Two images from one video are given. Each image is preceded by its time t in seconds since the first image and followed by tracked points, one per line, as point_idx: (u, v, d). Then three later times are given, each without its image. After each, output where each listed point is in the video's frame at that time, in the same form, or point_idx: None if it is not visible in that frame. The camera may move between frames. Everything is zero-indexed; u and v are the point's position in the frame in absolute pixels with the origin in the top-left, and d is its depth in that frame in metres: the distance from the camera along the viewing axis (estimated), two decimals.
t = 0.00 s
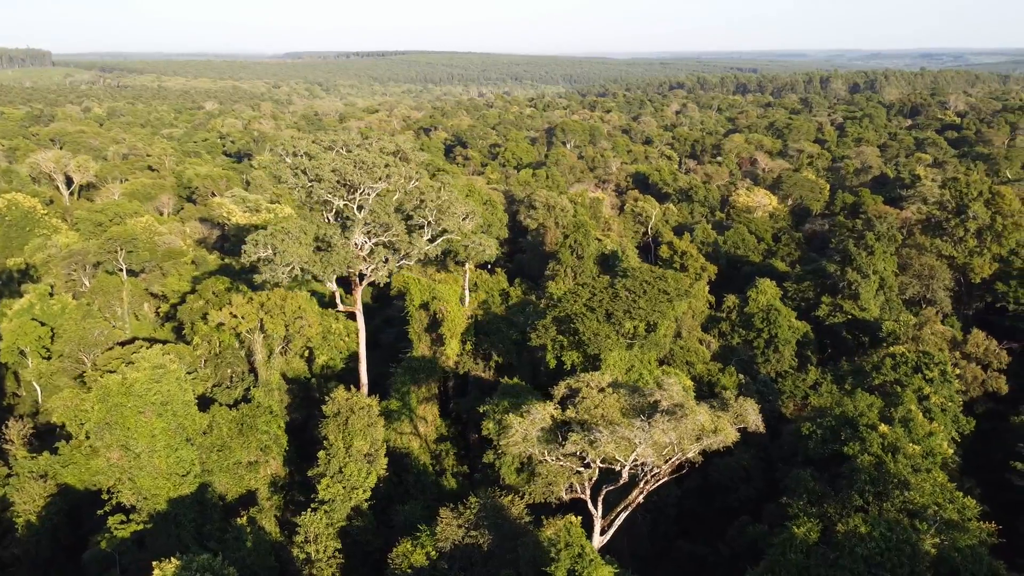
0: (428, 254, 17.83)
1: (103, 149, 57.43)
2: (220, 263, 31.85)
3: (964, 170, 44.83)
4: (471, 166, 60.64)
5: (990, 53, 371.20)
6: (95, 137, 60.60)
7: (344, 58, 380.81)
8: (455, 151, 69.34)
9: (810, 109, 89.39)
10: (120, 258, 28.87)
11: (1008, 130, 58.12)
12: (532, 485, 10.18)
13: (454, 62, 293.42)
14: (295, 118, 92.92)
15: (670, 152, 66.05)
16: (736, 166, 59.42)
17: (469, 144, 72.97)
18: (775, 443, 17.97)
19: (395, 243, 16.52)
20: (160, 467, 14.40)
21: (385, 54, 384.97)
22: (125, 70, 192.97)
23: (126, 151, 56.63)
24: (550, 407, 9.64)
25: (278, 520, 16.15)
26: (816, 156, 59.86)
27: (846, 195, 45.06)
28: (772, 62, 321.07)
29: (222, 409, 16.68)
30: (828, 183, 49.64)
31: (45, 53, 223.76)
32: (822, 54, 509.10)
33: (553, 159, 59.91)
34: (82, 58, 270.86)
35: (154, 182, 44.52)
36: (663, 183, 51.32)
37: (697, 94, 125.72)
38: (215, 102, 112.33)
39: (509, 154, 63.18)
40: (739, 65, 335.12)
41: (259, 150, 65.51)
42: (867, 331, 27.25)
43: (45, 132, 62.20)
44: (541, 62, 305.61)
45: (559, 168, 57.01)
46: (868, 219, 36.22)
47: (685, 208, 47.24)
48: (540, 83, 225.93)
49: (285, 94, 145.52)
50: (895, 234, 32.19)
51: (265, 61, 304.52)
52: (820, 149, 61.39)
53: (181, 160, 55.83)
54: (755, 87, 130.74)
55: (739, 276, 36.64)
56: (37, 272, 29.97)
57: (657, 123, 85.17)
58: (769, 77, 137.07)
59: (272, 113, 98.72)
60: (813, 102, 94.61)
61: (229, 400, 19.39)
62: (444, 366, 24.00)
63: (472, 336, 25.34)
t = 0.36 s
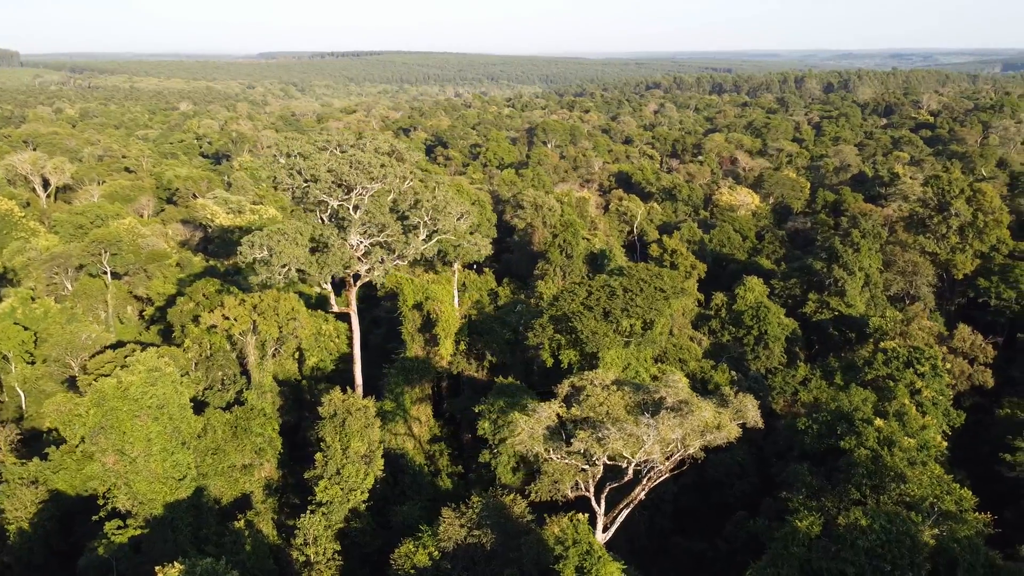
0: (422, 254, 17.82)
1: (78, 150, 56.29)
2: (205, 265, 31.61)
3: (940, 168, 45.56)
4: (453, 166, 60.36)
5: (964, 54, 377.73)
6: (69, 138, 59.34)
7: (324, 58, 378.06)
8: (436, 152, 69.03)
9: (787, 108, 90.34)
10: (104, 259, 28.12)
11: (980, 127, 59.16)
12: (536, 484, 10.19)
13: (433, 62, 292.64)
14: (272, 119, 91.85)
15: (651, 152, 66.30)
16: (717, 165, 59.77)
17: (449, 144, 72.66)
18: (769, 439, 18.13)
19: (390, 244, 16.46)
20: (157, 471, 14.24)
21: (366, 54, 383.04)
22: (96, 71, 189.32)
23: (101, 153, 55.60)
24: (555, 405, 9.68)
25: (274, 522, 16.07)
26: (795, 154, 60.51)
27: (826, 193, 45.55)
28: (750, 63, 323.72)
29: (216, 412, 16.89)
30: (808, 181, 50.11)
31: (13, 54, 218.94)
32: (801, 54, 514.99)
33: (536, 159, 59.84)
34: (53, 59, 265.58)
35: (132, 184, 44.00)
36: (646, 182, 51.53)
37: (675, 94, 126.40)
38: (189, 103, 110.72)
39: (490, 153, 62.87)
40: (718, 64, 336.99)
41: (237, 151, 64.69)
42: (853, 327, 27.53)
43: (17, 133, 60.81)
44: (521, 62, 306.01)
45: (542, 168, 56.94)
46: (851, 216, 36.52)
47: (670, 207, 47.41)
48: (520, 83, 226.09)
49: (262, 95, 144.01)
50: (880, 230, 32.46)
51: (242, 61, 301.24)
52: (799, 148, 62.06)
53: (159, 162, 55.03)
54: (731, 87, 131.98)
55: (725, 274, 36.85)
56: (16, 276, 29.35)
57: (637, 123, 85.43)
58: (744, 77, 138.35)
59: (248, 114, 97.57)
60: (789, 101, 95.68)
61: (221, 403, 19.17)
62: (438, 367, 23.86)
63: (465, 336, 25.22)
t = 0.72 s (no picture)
0: (416, 254, 17.75)
1: (51, 152, 55.11)
2: (190, 267, 31.22)
3: (915, 166, 46.33)
4: (434, 166, 60.03)
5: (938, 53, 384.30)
6: (42, 140, 58.07)
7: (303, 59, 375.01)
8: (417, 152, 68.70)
9: (763, 108, 91.29)
10: (87, 261, 28.13)
11: (953, 126, 60.32)
12: (540, 481, 10.23)
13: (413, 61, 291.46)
14: (249, 119, 90.58)
15: (633, 151, 66.53)
16: (698, 163, 60.07)
17: (430, 144, 72.32)
18: (762, 434, 18.32)
19: (385, 244, 16.40)
20: (153, 474, 14.09)
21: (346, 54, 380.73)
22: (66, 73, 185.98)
23: (76, 155, 54.52)
24: (559, 402, 9.72)
25: (269, 525, 16.02)
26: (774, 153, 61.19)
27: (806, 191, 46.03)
28: (727, 62, 326.23)
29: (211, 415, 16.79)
30: (789, 179, 50.64)
31: None
32: (780, 53, 520.80)
33: (518, 158, 59.77)
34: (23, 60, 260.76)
35: (110, 186, 43.27)
36: (629, 181, 51.77)
37: (652, 94, 127.12)
38: (162, 104, 108.97)
39: (472, 153, 61.80)
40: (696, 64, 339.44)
41: (215, 151, 63.73)
42: (840, 323, 27.83)
43: None
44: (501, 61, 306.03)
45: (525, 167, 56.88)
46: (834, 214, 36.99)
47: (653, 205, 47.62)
48: (500, 83, 226.13)
49: (238, 95, 142.08)
50: (863, 226, 32.80)
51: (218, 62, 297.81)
52: (778, 147, 62.75)
53: (135, 163, 54.05)
54: (706, 86, 133.18)
55: (711, 271, 37.06)
56: None
57: (616, 123, 85.65)
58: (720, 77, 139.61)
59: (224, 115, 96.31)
60: (766, 100, 96.70)
61: (212, 406, 18.89)
62: (431, 366, 23.77)
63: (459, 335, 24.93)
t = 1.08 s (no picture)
0: (412, 255, 17.71)
1: (27, 155, 54.05)
2: (177, 268, 30.81)
3: (896, 165, 47.01)
4: (418, 167, 59.72)
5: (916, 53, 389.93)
6: (17, 142, 56.95)
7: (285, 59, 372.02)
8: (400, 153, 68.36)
9: (743, 107, 92.01)
10: (73, 265, 27.77)
11: (930, 124, 61.35)
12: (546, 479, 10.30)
13: (395, 62, 290.50)
14: (227, 120, 89.46)
15: (617, 151, 66.72)
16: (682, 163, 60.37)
17: (413, 144, 71.96)
18: (758, 430, 18.46)
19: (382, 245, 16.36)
20: (151, 478, 13.97)
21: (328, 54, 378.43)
22: (38, 73, 182.56)
23: (52, 157, 53.53)
24: (566, 400, 9.87)
25: (268, 527, 15.96)
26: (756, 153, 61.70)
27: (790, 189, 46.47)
28: (708, 62, 328.42)
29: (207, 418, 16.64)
30: (772, 178, 51.11)
31: None
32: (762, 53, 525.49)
33: (503, 158, 59.65)
34: None
35: (90, 188, 42.52)
36: (614, 181, 51.94)
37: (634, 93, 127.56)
38: (137, 104, 107.26)
39: (456, 154, 61.65)
40: (678, 64, 341.26)
41: (196, 152, 62.83)
42: (829, 320, 27.93)
43: None
44: (483, 61, 306.33)
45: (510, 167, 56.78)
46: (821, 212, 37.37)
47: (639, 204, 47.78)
48: (482, 83, 226.11)
49: (215, 96, 140.33)
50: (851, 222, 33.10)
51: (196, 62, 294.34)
52: (760, 146, 63.32)
53: (115, 164, 53.17)
54: (686, 86, 134.09)
55: (699, 270, 37.26)
56: None
57: (598, 122, 85.85)
58: (700, 77, 140.48)
59: (202, 116, 95.04)
60: (745, 100, 97.51)
61: (207, 409, 18.74)
62: (427, 367, 23.72)
63: (455, 335, 24.70)
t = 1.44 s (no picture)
0: (415, 255, 17.71)
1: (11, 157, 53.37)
2: (172, 269, 30.53)
3: (884, 163, 47.35)
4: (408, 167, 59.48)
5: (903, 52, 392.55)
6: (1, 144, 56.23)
7: (273, 59, 370.38)
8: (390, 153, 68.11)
9: (729, 107, 92.46)
10: (68, 267, 27.92)
11: (916, 123, 61.90)
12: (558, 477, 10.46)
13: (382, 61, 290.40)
14: (213, 120, 88.55)
15: (607, 150, 66.78)
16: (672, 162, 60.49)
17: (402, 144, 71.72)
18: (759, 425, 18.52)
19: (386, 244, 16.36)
20: (157, 480, 13.91)
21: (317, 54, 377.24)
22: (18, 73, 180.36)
23: (37, 159, 52.90)
24: (579, 399, 10.22)
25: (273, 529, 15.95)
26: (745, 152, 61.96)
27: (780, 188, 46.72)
28: (681, 63, 330.51)
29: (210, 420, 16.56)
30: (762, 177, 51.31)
31: None
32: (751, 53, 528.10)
33: (493, 157, 59.52)
34: None
35: (78, 189, 42.09)
36: (606, 180, 52.02)
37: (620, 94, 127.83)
38: (118, 104, 106.12)
39: (447, 154, 60.60)
40: (665, 62, 341.72)
41: (183, 153, 62.19)
42: (825, 318, 27.90)
43: None
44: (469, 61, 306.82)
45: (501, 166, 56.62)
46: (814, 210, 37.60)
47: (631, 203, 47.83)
48: (470, 83, 226.12)
49: (199, 97, 139.06)
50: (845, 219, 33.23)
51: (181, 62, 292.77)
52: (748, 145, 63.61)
53: (101, 165, 52.60)
54: (672, 86, 134.68)
55: (694, 268, 37.33)
56: None
57: (587, 122, 85.81)
58: (686, 77, 141.08)
59: (187, 117, 94.27)
60: (731, 100, 98.00)
61: (209, 410, 18.67)
62: (428, 366, 23.70)
63: (457, 335, 24.73)
